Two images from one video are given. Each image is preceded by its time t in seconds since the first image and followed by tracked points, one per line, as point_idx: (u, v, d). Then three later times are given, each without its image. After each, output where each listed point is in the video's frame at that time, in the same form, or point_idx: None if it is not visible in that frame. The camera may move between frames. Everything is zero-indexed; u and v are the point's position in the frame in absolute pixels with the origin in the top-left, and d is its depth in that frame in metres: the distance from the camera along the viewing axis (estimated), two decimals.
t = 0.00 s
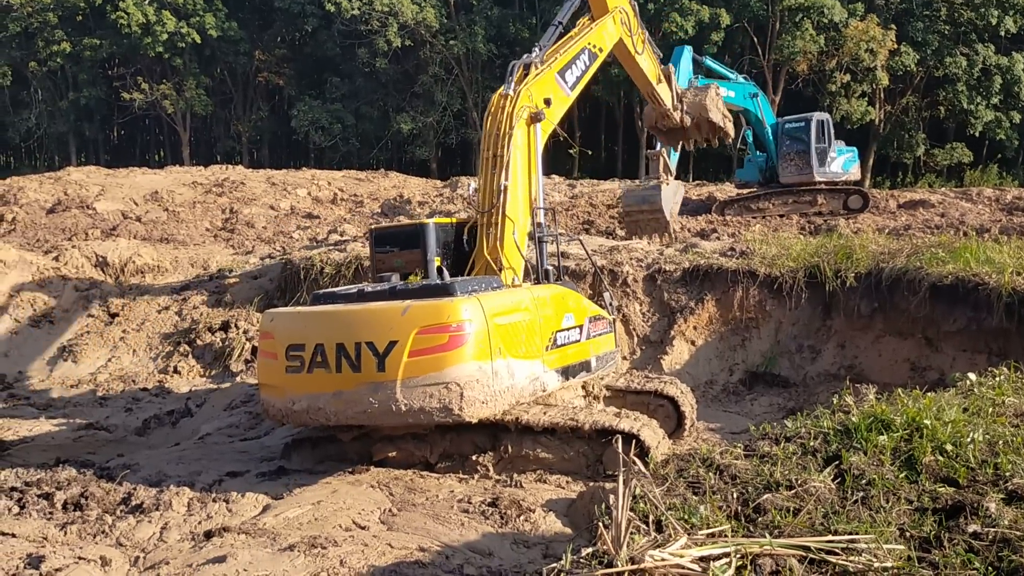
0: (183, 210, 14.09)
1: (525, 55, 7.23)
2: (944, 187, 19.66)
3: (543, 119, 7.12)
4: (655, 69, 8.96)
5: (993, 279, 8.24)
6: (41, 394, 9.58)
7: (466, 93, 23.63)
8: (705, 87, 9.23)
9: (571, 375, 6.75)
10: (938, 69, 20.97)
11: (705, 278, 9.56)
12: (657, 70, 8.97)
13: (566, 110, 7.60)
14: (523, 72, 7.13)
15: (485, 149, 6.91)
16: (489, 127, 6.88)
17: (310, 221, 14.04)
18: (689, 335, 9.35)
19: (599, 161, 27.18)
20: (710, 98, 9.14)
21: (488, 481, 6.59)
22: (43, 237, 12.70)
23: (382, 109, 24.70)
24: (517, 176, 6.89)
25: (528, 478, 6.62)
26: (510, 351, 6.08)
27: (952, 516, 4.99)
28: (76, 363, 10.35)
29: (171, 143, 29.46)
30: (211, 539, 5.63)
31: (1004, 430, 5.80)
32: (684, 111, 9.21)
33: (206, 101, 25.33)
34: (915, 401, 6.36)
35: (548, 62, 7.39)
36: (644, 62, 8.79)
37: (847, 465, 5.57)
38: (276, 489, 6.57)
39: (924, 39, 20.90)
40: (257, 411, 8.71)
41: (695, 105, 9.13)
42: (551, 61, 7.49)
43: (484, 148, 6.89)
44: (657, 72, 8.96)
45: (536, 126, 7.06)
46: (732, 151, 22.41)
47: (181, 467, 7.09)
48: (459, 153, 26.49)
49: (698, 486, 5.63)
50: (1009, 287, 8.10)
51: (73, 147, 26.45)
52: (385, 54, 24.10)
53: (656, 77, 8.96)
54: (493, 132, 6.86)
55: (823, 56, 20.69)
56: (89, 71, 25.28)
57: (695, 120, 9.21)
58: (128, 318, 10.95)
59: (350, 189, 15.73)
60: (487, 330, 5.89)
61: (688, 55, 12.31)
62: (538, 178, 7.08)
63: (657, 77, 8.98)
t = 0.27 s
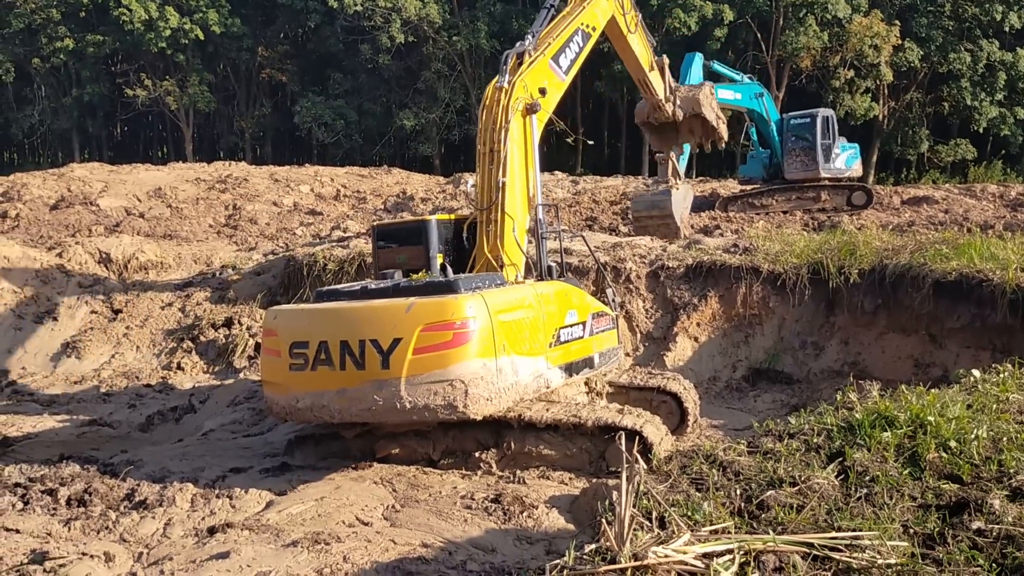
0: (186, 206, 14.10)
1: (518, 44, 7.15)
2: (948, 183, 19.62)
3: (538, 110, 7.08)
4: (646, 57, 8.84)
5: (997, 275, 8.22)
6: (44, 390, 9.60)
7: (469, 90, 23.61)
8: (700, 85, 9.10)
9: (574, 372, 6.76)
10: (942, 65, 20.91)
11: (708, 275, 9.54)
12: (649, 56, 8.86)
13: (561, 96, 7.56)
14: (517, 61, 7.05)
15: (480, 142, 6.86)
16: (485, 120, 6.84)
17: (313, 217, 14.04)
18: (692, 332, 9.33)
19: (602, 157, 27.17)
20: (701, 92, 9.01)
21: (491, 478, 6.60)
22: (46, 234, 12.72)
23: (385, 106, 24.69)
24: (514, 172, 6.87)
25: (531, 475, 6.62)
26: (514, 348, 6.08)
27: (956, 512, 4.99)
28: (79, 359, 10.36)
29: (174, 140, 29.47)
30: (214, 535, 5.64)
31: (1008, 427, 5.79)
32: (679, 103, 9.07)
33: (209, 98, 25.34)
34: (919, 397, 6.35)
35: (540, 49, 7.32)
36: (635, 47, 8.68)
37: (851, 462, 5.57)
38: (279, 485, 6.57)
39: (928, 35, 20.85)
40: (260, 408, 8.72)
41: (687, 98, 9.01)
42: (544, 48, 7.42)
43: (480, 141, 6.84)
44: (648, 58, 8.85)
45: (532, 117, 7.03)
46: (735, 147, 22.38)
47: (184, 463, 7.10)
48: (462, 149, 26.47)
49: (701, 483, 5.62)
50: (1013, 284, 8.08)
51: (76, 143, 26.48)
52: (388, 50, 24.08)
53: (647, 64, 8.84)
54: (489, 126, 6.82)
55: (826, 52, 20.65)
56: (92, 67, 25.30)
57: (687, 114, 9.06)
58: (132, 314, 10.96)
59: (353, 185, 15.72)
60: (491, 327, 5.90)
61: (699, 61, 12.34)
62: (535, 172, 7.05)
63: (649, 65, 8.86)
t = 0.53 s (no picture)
0: (188, 204, 14.08)
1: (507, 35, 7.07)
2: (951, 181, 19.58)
3: (531, 103, 7.04)
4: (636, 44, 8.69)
5: (1000, 272, 8.20)
6: (46, 388, 9.60)
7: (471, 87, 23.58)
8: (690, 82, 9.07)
9: (576, 370, 6.75)
10: (945, 62, 20.86)
11: (710, 272, 9.52)
12: (637, 44, 8.72)
13: (553, 85, 7.48)
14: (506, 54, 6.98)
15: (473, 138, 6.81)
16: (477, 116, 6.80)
17: (315, 215, 14.01)
18: (695, 330, 9.31)
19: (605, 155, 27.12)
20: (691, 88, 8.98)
21: (492, 476, 6.59)
22: (48, 232, 12.71)
23: (387, 103, 24.66)
24: (510, 168, 6.83)
25: (533, 473, 6.61)
26: (518, 346, 6.08)
27: (960, 510, 4.98)
28: (81, 357, 10.35)
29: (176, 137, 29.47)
30: (216, 533, 5.64)
31: (1012, 424, 5.77)
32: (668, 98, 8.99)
33: (211, 95, 25.33)
34: (922, 395, 6.32)
35: (530, 39, 7.24)
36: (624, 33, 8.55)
37: (854, 460, 5.55)
38: (281, 483, 6.57)
39: (931, 31, 20.80)
40: (262, 406, 8.71)
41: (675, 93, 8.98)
42: (534, 36, 7.33)
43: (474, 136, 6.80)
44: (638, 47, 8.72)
45: (525, 111, 6.99)
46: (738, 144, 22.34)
47: (186, 461, 7.10)
48: (464, 147, 26.44)
49: (704, 481, 5.61)
50: (1016, 281, 8.06)
51: (78, 141, 26.48)
52: (390, 47, 24.05)
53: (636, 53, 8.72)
54: (483, 122, 6.77)
55: (829, 49, 20.60)
56: (93, 65, 25.30)
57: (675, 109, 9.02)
58: (133, 312, 10.95)
59: (355, 182, 15.70)
60: (495, 327, 5.90)
61: (710, 66, 12.15)
62: (529, 167, 7.00)
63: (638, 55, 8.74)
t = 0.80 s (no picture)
0: (190, 204, 14.10)
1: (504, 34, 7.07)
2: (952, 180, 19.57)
3: (530, 102, 7.05)
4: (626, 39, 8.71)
5: (1001, 271, 8.21)
6: (49, 387, 9.63)
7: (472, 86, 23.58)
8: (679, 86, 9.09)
9: (580, 369, 6.77)
10: (946, 61, 20.85)
11: (711, 271, 9.52)
12: (628, 40, 8.74)
13: (549, 82, 7.46)
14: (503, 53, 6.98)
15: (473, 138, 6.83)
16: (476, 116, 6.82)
17: (316, 214, 14.03)
18: (696, 329, 9.33)
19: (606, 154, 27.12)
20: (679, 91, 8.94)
21: (494, 475, 6.62)
22: (50, 231, 12.74)
23: (388, 103, 24.68)
24: (510, 167, 6.85)
25: (534, 472, 6.64)
26: (526, 345, 6.10)
27: (961, 509, 4.99)
28: (84, 356, 10.38)
29: (178, 137, 29.49)
30: (219, 531, 5.66)
31: (1012, 423, 5.78)
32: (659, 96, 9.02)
33: (212, 95, 25.35)
34: (922, 394, 6.34)
35: (527, 37, 7.24)
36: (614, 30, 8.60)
37: (855, 459, 5.56)
38: (284, 482, 6.59)
39: (932, 31, 20.80)
40: (264, 405, 8.73)
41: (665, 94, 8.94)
42: (530, 34, 7.31)
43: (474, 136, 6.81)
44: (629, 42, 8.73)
45: (523, 109, 7.00)
46: (739, 143, 22.34)
47: (188, 460, 7.12)
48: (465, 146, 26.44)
49: (705, 480, 5.63)
50: (1017, 280, 8.07)
51: (80, 141, 26.52)
52: (391, 47, 24.05)
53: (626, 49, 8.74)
54: (482, 121, 6.78)
55: (830, 48, 20.61)
56: (95, 65, 25.34)
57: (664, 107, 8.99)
58: (136, 312, 10.97)
59: (356, 182, 15.72)
60: (504, 324, 5.92)
61: (714, 79, 12.12)
62: (528, 166, 7.00)
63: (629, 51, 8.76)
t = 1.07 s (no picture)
0: (192, 205, 14.13)
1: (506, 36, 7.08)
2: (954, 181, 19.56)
3: (531, 105, 7.07)
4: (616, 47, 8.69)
5: (1003, 272, 8.21)
6: (51, 388, 9.64)
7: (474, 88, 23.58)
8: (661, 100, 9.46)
9: (588, 369, 6.80)
10: (948, 62, 20.83)
11: (713, 273, 9.52)
12: (617, 48, 8.72)
13: (547, 85, 7.47)
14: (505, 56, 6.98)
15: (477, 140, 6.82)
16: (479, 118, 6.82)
17: (318, 216, 14.05)
18: (698, 330, 9.33)
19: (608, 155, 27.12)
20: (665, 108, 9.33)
21: (496, 476, 6.64)
22: (53, 233, 12.76)
23: (390, 104, 24.71)
24: (512, 169, 6.86)
25: (536, 473, 6.65)
26: (542, 344, 6.16)
27: (962, 510, 4.99)
28: (86, 358, 10.40)
29: (180, 139, 29.51)
30: (221, 533, 5.66)
31: (1014, 424, 5.78)
32: (647, 105, 9.22)
33: (215, 96, 25.39)
34: (924, 395, 6.33)
35: (527, 40, 7.25)
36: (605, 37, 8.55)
37: (856, 460, 5.56)
38: (286, 483, 6.59)
39: (933, 32, 20.78)
40: (267, 406, 8.73)
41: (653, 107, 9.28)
42: (529, 37, 7.32)
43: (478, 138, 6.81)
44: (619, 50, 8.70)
45: (525, 112, 7.02)
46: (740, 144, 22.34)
47: (190, 462, 7.13)
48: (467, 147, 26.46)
49: (706, 481, 5.63)
50: (1019, 281, 8.08)
51: (82, 142, 26.56)
52: (393, 49, 24.07)
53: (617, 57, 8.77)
54: (486, 123, 6.78)
55: (832, 49, 20.59)
56: (97, 66, 25.38)
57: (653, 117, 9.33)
58: (138, 313, 10.98)
59: (358, 184, 15.73)
60: (522, 324, 5.97)
61: (717, 93, 12.17)
62: (530, 168, 7.02)
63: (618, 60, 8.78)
